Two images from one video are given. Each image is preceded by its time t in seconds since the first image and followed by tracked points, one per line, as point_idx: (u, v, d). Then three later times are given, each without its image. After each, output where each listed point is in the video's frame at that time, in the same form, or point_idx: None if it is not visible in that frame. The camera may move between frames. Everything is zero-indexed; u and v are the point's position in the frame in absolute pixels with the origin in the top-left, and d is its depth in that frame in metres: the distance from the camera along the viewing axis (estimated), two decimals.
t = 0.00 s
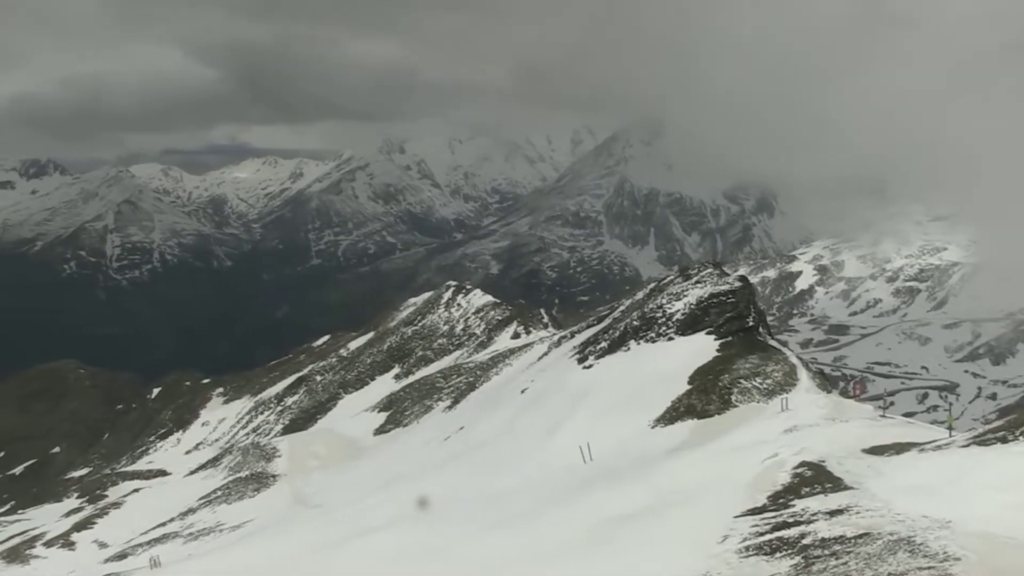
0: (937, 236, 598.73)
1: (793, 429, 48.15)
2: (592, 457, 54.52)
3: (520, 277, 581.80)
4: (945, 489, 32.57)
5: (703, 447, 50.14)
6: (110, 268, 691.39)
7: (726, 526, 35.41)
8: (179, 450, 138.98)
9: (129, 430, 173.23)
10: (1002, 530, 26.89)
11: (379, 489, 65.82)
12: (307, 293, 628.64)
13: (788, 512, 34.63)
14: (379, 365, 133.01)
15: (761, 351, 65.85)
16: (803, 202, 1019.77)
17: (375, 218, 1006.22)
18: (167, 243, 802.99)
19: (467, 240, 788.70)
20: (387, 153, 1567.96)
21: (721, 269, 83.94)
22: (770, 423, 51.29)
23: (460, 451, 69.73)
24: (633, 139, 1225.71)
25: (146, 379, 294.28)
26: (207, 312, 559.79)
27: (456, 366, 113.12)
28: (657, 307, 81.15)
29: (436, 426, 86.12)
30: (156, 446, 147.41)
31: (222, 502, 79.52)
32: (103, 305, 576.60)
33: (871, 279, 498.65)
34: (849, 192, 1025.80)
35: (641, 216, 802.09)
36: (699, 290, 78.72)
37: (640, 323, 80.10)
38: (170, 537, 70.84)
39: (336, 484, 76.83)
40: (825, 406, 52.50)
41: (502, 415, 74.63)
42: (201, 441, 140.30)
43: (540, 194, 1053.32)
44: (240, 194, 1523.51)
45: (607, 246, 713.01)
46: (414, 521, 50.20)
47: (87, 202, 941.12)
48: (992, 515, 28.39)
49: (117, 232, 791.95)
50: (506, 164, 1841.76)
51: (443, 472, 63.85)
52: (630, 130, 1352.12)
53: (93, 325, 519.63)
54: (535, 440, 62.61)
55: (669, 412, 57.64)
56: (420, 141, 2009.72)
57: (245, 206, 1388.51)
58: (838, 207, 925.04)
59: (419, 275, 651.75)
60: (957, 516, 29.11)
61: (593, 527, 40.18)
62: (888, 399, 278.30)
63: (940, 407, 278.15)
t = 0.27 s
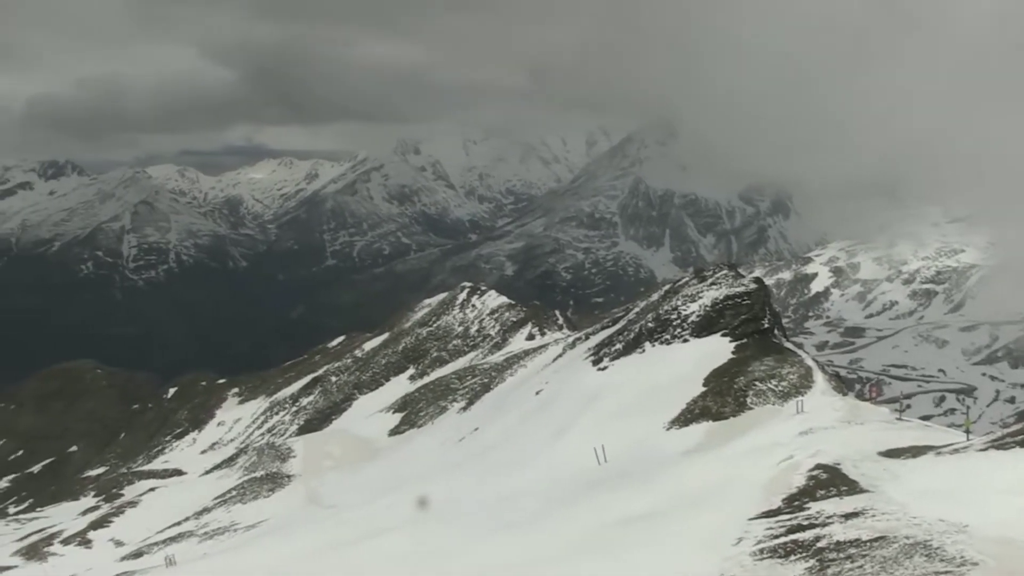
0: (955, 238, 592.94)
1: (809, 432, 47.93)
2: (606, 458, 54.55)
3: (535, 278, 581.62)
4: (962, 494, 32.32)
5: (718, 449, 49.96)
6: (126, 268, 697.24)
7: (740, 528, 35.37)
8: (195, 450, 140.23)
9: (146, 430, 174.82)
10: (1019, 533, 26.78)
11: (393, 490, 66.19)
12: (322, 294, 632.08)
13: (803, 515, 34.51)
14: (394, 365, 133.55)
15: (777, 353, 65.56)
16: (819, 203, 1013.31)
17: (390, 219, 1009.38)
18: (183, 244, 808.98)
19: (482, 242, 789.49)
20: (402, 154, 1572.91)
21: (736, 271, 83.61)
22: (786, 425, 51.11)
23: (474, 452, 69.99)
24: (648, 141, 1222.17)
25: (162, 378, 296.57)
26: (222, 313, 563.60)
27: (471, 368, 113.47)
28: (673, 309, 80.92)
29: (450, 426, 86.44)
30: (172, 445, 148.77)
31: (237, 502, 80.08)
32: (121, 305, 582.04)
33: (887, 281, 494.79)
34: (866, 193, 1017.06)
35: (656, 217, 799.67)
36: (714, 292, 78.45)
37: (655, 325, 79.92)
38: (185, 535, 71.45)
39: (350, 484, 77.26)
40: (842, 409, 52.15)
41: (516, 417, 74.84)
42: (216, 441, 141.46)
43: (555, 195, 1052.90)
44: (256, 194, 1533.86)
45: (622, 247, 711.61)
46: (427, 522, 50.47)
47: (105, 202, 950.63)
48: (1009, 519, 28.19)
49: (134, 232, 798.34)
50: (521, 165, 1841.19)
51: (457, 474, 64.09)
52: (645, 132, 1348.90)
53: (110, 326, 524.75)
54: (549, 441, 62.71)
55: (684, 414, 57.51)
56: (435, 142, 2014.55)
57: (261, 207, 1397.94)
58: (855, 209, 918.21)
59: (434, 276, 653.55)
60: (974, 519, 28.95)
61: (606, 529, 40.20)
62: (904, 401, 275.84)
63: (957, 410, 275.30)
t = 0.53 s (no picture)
0: (973, 241, 587.50)
1: (823, 434, 47.84)
2: (621, 460, 54.61)
3: (550, 279, 581.39)
4: (978, 497, 32.18)
5: (732, 450, 50.05)
6: (143, 269, 703.03)
7: (754, 530, 35.30)
8: (210, 450, 141.48)
9: (162, 429, 176.36)
10: None
11: (407, 490, 66.79)
12: (337, 295, 635.41)
13: (817, 517, 34.45)
14: (409, 366, 134.22)
15: (792, 355, 65.26)
16: (836, 205, 1006.22)
17: (405, 220, 1013.01)
18: (199, 244, 814.74)
19: (497, 243, 790.20)
20: (417, 155, 1577.61)
21: (752, 272, 83.32)
22: (801, 427, 50.98)
23: (487, 454, 70.37)
24: (663, 142, 1218.62)
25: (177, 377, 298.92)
26: (237, 313, 567.56)
27: (486, 369, 113.78)
28: (688, 310, 80.73)
29: (464, 427, 86.85)
30: (187, 445, 150.19)
31: (252, 502, 80.72)
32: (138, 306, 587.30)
33: (903, 283, 491.09)
34: (884, 195, 1008.71)
35: (671, 219, 797.13)
36: (730, 293, 78.15)
37: (669, 327, 79.73)
38: (201, 534, 72.23)
39: (364, 484, 77.82)
40: (856, 411, 51.90)
41: (530, 418, 75.11)
42: (231, 440, 142.63)
43: (570, 196, 1052.40)
44: (271, 195, 1543.44)
45: (637, 249, 710.12)
46: (440, 522, 50.92)
47: (122, 203, 959.11)
48: None
49: (151, 233, 804.71)
50: (536, 166, 1842.00)
51: (470, 474, 64.43)
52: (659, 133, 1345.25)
53: (127, 326, 529.74)
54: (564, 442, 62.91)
55: (699, 416, 57.34)
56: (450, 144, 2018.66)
57: (277, 208, 1406.44)
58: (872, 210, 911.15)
59: (449, 278, 655.46)
60: (989, 525, 28.75)
61: (619, 529, 40.38)
62: (920, 404, 273.86)
63: (974, 413, 272.68)
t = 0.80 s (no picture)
0: (993, 242, 580.02)
1: (840, 437, 47.53)
2: (636, 461, 54.52)
3: (565, 281, 580.73)
4: (999, 503, 31.96)
5: (748, 452, 49.91)
6: (160, 269, 709.15)
7: (770, 534, 35.20)
8: (226, 450, 142.72)
9: (179, 429, 177.93)
10: None
11: (422, 491, 67.34)
12: (352, 296, 638.41)
13: (834, 521, 34.31)
14: (424, 367, 134.63)
15: (808, 357, 64.97)
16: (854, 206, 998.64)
17: (421, 222, 1015.97)
18: (216, 245, 820.84)
19: (512, 244, 790.41)
20: (433, 156, 1581.18)
21: (768, 274, 82.92)
22: (817, 429, 50.75)
23: (502, 455, 70.52)
24: (680, 143, 1213.67)
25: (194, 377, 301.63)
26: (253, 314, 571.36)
27: (501, 370, 113.95)
28: (703, 312, 80.42)
29: (480, 428, 87.10)
30: (204, 445, 151.45)
31: (268, 502, 81.39)
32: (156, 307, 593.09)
33: (920, 285, 486.25)
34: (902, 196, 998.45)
35: (687, 220, 793.57)
36: (745, 295, 77.81)
37: (685, 328, 79.60)
38: (217, 533, 73.06)
39: (379, 485, 78.31)
40: (872, 414, 51.49)
41: (544, 420, 75.19)
42: (248, 440, 143.75)
43: (585, 198, 1050.94)
44: (288, 197, 1552.77)
45: (653, 250, 707.41)
46: (453, 523, 51.41)
47: (140, 204, 968.61)
48: None
49: (169, 233, 812.37)
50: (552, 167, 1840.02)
51: (486, 476, 64.62)
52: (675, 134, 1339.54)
53: (145, 326, 534.97)
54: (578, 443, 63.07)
55: (714, 418, 57.11)
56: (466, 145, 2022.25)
57: (293, 209, 1415.24)
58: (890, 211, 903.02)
59: (464, 279, 656.74)
60: (1010, 530, 28.50)
61: (634, 532, 40.43)
62: (939, 407, 270.77)
63: (993, 417, 269.16)
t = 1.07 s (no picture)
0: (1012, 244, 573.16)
1: (856, 440, 47.18)
2: (650, 464, 54.42)
3: (580, 282, 580.14)
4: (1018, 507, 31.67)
5: (763, 455, 49.76)
6: (176, 269, 715.13)
7: (785, 537, 35.15)
8: (241, 450, 143.74)
9: (194, 429, 179.61)
10: None
11: (435, 492, 67.46)
12: (367, 297, 641.03)
13: (849, 524, 34.19)
14: (439, 368, 135.03)
15: (824, 360, 64.65)
16: (870, 207, 989.82)
17: (436, 223, 1018.73)
18: (232, 246, 827.24)
19: (526, 245, 790.77)
20: (448, 158, 1584.74)
21: (783, 276, 82.50)
22: (834, 432, 50.48)
23: (515, 457, 70.72)
24: (695, 145, 1209.27)
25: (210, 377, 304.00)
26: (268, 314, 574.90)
27: (515, 372, 114.11)
28: (718, 314, 80.14)
29: (494, 429, 87.03)
30: (219, 445, 152.50)
31: (282, 501, 82.06)
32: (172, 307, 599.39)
33: (937, 286, 481.58)
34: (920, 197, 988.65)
35: (702, 221, 790.37)
36: (761, 297, 77.48)
37: (700, 331, 79.44)
38: (231, 533, 73.43)
39: (393, 486, 78.51)
40: (889, 417, 51.20)
41: (557, 421, 75.24)
42: (262, 441, 144.76)
43: (600, 199, 1049.26)
44: (303, 198, 1561.86)
45: (668, 252, 705.13)
46: (465, 525, 51.74)
47: (157, 205, 977.32)
48: None
49: (185, 234, 819.53)
50: (566, 168, 1838.69)
51: (498, 478, 64.86)
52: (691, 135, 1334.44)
53: (161, 326, 540.58)
54: (593, 445, 62.90)
55: (728, 421, 56.99)
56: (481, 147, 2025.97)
57: (309, 210, 1423.39)
58: (907, 212, 894.48)
59: (478, 280, 657.93)
60: None
61: (646, 535, 40.42)
62: (956, 410, 268.02)
63: (1011, 420, 265.98)
